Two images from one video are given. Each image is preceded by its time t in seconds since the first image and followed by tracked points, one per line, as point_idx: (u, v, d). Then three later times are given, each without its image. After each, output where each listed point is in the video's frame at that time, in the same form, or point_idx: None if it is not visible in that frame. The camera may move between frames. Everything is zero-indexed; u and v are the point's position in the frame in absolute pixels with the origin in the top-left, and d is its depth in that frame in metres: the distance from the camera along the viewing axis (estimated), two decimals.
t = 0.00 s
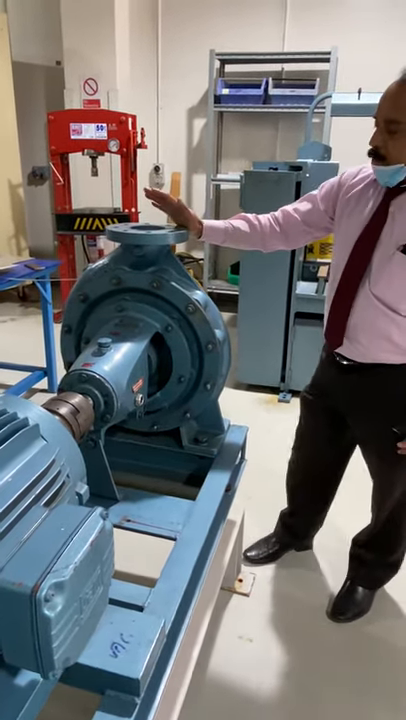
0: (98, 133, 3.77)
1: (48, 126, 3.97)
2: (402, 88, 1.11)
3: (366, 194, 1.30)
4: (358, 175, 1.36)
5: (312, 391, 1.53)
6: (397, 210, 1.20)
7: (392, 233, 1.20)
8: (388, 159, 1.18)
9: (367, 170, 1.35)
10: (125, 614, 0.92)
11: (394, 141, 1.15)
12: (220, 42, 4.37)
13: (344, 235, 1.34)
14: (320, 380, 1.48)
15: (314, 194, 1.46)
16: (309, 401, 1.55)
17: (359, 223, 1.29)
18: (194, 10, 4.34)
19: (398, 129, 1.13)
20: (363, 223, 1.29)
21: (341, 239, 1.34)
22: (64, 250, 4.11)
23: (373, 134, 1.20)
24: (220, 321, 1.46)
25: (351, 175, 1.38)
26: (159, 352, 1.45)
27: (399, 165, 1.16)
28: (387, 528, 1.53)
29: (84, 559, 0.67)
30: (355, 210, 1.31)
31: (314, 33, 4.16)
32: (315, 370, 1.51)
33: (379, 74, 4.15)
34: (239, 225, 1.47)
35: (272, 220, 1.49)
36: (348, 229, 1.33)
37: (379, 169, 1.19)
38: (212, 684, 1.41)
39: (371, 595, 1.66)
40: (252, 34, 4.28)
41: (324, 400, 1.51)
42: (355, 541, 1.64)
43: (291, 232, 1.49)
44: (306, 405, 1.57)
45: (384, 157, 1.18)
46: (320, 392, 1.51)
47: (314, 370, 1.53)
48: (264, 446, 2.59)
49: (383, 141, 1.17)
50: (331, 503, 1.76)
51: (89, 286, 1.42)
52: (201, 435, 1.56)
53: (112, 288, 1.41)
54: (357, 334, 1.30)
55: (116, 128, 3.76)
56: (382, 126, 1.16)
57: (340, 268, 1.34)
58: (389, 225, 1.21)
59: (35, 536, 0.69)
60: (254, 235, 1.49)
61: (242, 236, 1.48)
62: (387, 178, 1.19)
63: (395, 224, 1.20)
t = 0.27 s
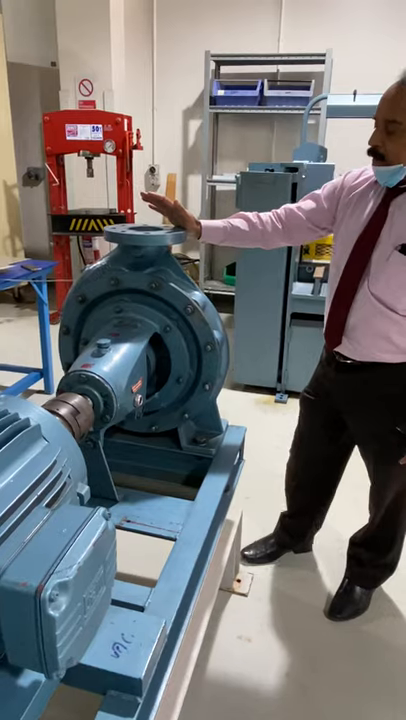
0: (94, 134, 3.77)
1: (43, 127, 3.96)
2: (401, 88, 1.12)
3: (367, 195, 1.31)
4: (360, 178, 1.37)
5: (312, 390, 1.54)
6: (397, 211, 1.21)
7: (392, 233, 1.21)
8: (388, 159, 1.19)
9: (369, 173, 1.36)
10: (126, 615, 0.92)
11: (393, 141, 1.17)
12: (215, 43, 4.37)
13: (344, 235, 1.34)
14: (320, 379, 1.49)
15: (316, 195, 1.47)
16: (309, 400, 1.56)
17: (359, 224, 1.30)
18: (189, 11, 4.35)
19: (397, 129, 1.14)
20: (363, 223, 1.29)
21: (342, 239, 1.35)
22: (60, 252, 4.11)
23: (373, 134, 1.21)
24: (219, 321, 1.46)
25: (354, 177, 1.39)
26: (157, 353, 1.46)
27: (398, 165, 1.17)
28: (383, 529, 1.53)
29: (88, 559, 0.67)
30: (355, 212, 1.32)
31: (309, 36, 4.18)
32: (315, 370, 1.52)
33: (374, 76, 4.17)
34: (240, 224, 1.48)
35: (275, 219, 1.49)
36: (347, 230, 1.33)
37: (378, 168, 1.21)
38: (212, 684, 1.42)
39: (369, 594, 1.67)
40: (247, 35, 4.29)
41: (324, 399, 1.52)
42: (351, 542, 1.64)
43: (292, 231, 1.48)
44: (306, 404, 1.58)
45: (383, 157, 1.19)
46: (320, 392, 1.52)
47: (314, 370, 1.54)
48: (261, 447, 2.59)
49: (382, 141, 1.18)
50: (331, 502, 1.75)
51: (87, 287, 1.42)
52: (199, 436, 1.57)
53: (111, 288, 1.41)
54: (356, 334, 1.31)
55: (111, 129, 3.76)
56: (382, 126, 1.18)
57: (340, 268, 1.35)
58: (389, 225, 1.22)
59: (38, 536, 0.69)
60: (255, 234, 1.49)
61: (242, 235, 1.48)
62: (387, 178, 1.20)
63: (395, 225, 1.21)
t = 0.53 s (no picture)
0: (89, 135, 3.76)
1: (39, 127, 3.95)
2: (403, 93, 1.13)
3: (370, 194, 1.31)
4: (362, 177, 1.38)
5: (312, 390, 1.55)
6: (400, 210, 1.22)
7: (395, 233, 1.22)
8: (392, 163, 1.19)
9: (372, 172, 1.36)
10: (129, 615, 0.92)
11: (397, 146, 1.17)
12: (211, 44, 4.38)
13: (346, 235, 1.35)
14: (320, 379, 1.50)
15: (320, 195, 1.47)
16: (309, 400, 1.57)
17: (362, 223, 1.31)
18: (185, 12, 4.35)
19: (401, 134, 1.15)
20: (366, 222, 1.30)
21: (344, 237, 1.35)
22: (55, 252, 4.09)
23: (376, 140, 1.22)
24: (218, 321, 1.46)
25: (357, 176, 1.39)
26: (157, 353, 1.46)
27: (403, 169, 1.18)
28: (381, 528, 1.53)
29: (93, 558, 0.67)
30: (357, 211, 1.33)
31: (304, 37, 4.20)
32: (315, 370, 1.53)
33: (369, 78, 4.19)
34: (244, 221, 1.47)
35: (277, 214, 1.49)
36: (349, 230, 1.34)
37: (384, 173, 1.22)
38: (212, 684, 1.42)
39: (368, 593, 1.67)
40: (242, 36, 4.30)
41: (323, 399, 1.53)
42: (350, 541, 1.64)
43: (294, 227, 1.49)
44: (306, 404, 1.59)
45: (388, 162, 1.20)
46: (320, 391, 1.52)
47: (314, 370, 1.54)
48: (258, 447, 2.60)
49: (386, 146, 1.19)
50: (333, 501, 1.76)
51: (86, 288, 1.42)
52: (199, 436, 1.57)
53: (110, 289, 1.41)
54: (357, 333, 1.31)
55: (107, 130, 3.76)
56: (385, 131, 1.18)
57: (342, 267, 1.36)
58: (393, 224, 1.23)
59: (43, 536, 0.69)
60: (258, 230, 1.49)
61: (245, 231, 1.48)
62: (391, 182, 1.21)
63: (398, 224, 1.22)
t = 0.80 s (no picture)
0: (85, 135, 3.76)
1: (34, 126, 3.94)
2: None
3: (370, 198, 1.32)
4: (360, 180, 1.38)
5: (311, 389, 1.55)
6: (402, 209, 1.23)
7: (398, 233, 1.23)
8: (394, 164, 1.20)
9: (369, 175, 1.36)
10: (133, 614, 0.92)
11: (400, 146, 1.18)
12: (207, 44, 4.38)
13: (347, 238, 1.36)
14: (319, 378, 1.50)
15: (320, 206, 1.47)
16: (308, 399, 1.57)
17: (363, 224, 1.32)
18: (180, 12, 4.35)
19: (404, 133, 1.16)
20: (367, 223, 1.31)
21: (346, 239, 1.36)
22: (51, 252, 4.08)
23: (378, 142, 1.23)
24: (218, 319, 1.46)
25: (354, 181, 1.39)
26: (157, 352, 1.46)
27: None
28: (379, 528, 1.54)
29: (100, 556, 0.67)
30: (357, 214, 1.34)
31: (299, 37, 4.21)
32: (314, 368, 1.53)
33: (364, 78, 4.20)
34: (262, 265, 1.49)
35: (288, 246, 1.50)
36: (350, 232, 1.35)
37: (386, 173, 1.21)
38: (212, 684, 1.42)
39: (367, 592, 1.68)
40: (237, 36, 4.31)
41: (322, 397, 1.53)
42: (348, 541, 1.65)
43: (308, 251, 1.50)
44: (304, 403, 1.59)
45: (390, 163, 1.21)
46: (319, 390, 1.53)
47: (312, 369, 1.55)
48: (256, 446, 2.60)
49: (388, 146, 1.20)
50: (333, 501, 1.77)
51: (86, 287, 1.42)
52: (198, 435, 1.57)
53: (110, 288, 1.41)
54: (358, 332, 1.32)
55: (103, 129, 3.75)
56: (387, 132, 1.19)
57: (344, 269, 1.36)
58: (396, 225, 1.24)
59: (49, 535, 0.69)
60: (279, 267, 1.51)
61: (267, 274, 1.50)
62: (394, 181, 1.21)
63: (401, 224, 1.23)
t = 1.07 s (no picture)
0: (81, 134, 3.75)
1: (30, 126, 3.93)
2: (396, 91, 1.15)
3: (368, 198, 1.32)
4: (357, 181, 1.38)
5: (313, 388, 1.56)
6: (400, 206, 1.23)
7: (396, 230, 1.23)
8: (388, 161, 1.20)
9: (365, 176, 1.36)
10: (138, 613, 0.92)
11: (393, 143, 1.18)
12: (203, 44, 4.38)
13: (346, 238, 1.36)
14: (321, 377, 1.51)
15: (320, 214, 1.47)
16: (310, 399, 1.58)
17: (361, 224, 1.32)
18: (176, 11, 4.35)
19: (396, 131, 1.16)
20: (365, 222, 1.31)
21: (346, 239, 1.36)
22: (48, 252, 4.07)
23: (371, 139, 1.23)
24: (219, 318, 1.46)
25: (350, 183, 1.39)
26: (158, 352, 1.46)
27: (400, 166, 1.19)
28: (379, 525, 1.54)
29: (108, 554, 0.67)
30: (356, 215, 1.34)
31: (295, 37, 4.21)
32: (316, 367, 1.54)
33: (360, 78, 4.21)
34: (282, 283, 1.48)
35: (301, 262, 1.50)
36: (349, 233, 1.35)
37: (381, 171, 1.22)
38: (214, 683, 1.42)
39: (367, 589, 1.68)
40: (233, 36, 4.31)
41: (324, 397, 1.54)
42: (349, 539, 1.65)
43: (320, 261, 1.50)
44: (307, 402, 1.60)
45: (384, 160, 1.21)
46: (321, 389, 1.53)
47: (314, 368, 1.55)
48: (255, 446, 2.60)
49: (381, 144, 1.20)
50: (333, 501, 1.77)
51: (86, 286, 1.41)
52: (199, 434, 1.57)
53: (111, 287, 1.41)
54: (359, 331, 1.33)
55: (100, 129, 3.75)
56: (380, 130, 1.20)
57: (344, 269, 1.36)
58: (394, 222, 1.24)
59: (56, 533, 0.69)
60: (297, 283, 1.50)
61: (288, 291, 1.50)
62: (389, 179, 1.22)
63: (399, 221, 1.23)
